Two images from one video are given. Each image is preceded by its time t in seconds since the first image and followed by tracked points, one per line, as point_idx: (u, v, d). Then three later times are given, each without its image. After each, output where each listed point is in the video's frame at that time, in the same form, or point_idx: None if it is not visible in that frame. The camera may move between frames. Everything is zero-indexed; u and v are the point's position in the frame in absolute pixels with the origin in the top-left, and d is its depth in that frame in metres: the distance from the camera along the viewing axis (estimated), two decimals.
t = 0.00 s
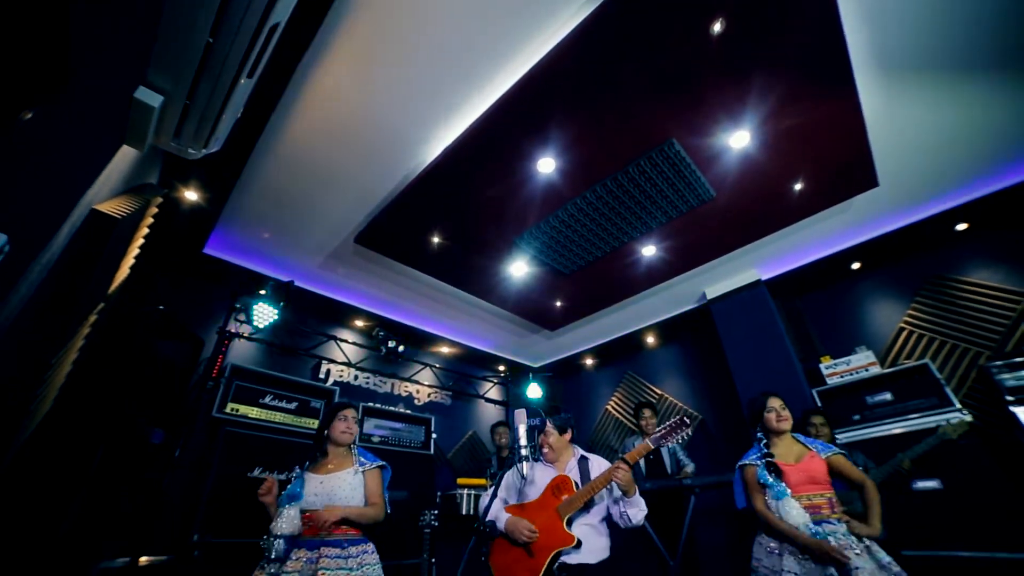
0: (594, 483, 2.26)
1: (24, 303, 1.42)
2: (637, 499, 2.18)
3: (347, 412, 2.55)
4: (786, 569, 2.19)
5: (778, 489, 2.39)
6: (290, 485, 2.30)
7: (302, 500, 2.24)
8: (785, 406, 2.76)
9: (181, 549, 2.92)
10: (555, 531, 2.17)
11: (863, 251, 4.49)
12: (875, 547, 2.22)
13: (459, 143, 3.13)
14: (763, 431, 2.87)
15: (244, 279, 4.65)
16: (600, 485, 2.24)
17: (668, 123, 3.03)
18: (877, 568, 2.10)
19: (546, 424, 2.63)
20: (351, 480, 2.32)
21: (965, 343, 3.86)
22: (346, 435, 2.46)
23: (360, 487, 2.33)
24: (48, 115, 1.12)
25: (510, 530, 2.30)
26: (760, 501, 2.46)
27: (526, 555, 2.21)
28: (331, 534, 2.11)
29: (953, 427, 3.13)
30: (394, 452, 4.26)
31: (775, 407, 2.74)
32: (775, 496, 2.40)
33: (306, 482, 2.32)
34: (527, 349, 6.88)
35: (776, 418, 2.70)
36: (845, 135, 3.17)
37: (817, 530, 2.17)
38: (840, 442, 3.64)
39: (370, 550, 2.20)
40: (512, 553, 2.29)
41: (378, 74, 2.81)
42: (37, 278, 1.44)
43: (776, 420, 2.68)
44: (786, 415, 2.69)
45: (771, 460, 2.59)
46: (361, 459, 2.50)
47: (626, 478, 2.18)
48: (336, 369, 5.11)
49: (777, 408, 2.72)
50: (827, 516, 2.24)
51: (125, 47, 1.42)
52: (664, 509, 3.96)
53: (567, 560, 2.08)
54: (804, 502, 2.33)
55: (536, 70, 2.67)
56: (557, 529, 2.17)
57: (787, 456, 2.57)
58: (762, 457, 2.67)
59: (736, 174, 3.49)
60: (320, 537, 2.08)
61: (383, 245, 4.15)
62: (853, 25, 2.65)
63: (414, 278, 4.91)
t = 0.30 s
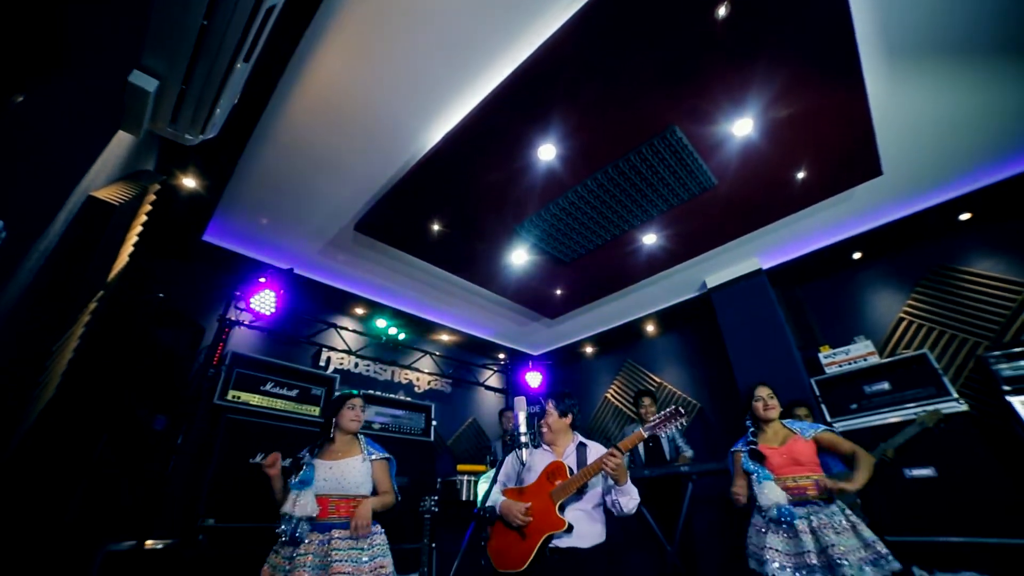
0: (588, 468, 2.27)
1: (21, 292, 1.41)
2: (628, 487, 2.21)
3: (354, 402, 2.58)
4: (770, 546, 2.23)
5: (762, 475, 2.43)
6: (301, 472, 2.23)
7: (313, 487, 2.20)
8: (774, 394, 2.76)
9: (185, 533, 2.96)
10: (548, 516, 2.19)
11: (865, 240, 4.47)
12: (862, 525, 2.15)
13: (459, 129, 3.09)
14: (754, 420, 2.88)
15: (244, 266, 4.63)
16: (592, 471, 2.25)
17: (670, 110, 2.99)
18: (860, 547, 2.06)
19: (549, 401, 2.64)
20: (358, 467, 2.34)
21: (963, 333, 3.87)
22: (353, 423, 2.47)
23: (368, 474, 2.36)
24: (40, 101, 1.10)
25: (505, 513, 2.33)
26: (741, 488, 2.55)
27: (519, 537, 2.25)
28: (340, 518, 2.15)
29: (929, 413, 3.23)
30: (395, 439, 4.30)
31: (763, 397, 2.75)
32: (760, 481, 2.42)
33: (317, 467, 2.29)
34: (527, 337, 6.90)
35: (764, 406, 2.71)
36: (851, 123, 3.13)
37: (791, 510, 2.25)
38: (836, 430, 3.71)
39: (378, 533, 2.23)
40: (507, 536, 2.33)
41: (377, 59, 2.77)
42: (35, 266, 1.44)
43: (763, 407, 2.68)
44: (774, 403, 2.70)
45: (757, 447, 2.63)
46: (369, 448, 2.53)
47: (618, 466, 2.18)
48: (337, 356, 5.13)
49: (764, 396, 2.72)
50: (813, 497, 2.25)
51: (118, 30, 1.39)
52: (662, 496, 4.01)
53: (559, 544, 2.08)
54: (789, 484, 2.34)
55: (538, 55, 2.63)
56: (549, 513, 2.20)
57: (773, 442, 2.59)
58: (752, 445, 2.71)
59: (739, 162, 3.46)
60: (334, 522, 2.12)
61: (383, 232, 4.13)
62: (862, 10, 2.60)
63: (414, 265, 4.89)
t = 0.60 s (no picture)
0: (591, 452, 2.28)
1: (18, 283, 1.39)
2: (633, 469, 2.19)
3: (355, 393, 2.58)
4: (760, 539, 2.26)
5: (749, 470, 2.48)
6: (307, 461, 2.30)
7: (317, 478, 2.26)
8: (763, 388, 2.74)
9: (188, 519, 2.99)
10: (555, 502, 2.22)
11: (867, 230, 4.45)
12: (851, 516, 2.18)
13: (459, 116, 3.05)
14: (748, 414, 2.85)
15: (243, 255, 4.61)
16: (594, 456, 2.26)
17: (673, 98, 2.95)
18: (848, 536, 2.08)
19: (556, 382, 2.66)
20: (360, 459, 2.32)
21: (963, 324, 3.88)
22: (354, 412, 2.49)
23: (372, 467, 2.33)
24: (27, 87, 1.07)
25: (511, 502, 2.34)
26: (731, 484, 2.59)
27: (527, 526, 2.25)
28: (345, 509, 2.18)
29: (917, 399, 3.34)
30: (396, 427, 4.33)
31: (751, 391, 2.73)
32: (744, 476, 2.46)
33: (321, 459, 2.33)
34: (527, 325, 6.92)
35: (752, 401, 2.69)
36: (856, 111, 3.09)
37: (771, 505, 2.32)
38: (835, 420, 3.75)
39: (384, 523, 2.22)
40: (514, 525, 2.33)
41: (377, 45, 2.71)
42: (32, 256, 1.42)
43: (753, 403, 2.66)
44: (764, 399, 2.66)
45: (747, 442, 2.63)
46: (376, 438, 2.50)
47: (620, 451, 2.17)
48: (337, 345, 5.14)
49: (754, 391, 2.69)
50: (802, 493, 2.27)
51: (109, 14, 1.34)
52: (660, 483, 4.06)
53: (566, 529, 2.11)
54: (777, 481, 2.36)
55: (539, 41, 2.57)
56: (555, 500, 2.23)
57: (764, 438, 2.58)
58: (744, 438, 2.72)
59: (742, 151, 3.43)
60: (336, 514, 2.15)
61: (383, 221, 4.11)
62: None
63: (414, 254, 4.88)
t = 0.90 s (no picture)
0: (597, 440, 2.31)
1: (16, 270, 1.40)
2: (638, 455, 2.24)
3: (355, 381, 2.57)
4: (756, 526, 2.30)
5: (746, 454, 2.53)
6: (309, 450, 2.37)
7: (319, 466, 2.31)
8: (768, 375, 2.66)
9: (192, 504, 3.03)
10: (561, 490, 2.24)
11: (869, 221, 4.43)
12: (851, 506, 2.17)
13: (459, 103, 3.01)
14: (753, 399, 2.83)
15: (243, 243, 4.60)
16: (601, 444, 2.29)
17: (676, 86, 2.91)
18: (846, 524, 2.08)
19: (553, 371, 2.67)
20: (360, 448, 2.32)
21: (962, 314, 3.88)
22: (352, 401, 2.48)
23: (372, 454, 2.33)
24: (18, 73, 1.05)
25: (519, 491, 2.35)
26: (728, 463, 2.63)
27: (534, 514, 2.28)
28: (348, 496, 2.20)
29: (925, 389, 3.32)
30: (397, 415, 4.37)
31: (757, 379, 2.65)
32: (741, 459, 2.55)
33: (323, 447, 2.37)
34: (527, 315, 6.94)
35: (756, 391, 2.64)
36: (861, 100, 3.05)
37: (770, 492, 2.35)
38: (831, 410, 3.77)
39: (386, 509, 2.25)
40: (520, 513, 2.35)
41: (376, 29, 2.67)
42: (30, 245, 1.41)
43: (756, 393, 2.60)
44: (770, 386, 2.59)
45: (750, 428, 2.64)
46: (376, 426, 2.50)
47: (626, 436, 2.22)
48: (337, 334, 5.14)
49: (758, 380, 2.61)
50: (800, 480, 2.29)
51: None
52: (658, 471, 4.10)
53: (572, 517, 2.14)
54: (778, 467, 2.38)
55: (540, 26, 2.53)
56: (563, 488, 2.25)
57: (768, 425, 2.58)
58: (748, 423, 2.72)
59: (745, 139, 3.39)
60: (339, 500, 2.16)
61: (382, 209, 4.10)
62: None
63: (414, 243, 4.87)
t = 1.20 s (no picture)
0: (594, 430, 2.34)
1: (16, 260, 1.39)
2: (633, 445, 2.30)
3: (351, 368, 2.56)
4: (777, 516, 2.25)
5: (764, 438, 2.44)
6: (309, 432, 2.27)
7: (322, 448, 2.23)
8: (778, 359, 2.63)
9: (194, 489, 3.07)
10: (557, 476, 2.26)
11: (871, 211, 4.41)
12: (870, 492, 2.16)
13: (459, 89, 2.97)
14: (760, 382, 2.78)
15: (241, 231, 4.58)
16: (600, 431, 2.33)
17: (679, 73, 2.87)
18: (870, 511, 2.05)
19: (548, 360, 2.73)
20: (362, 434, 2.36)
21: (962, 304, 3.89)
22: (348, 386, 2.46)
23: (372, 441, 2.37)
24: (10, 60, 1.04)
25: (514, 475, 2.36)
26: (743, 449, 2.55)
27: (528, 498, 2.29)
28: (351, 482, 2.22)
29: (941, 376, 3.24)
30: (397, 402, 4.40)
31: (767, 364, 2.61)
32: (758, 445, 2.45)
33: (325, 430, 2.30)
34: (527, 303, 6.95)
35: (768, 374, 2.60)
36: (866, 88, 3.01)
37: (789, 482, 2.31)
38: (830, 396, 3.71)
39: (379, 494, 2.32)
40: (514, 496, 2.37)
41: (375, 12, 2.61)
42: (26, 237, 1.39)
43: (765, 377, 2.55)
44: (780, 369, 2.55)
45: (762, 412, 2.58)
46: (373, 414, 2.54)
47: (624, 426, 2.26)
48: (337, 322, 5.15)
49: (770, 364, 2.58)
50: (819, 468, 2.24)
51: None
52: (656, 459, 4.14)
53: (567, 503, 2.18)
54: (795, 454, 2.33)
55: (542, 10, 2.48)
56: (558, 474, 2.27)
57: (781, 409, 2.53)
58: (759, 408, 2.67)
59: (748, 127, 3.35)
60: (345, 484, 2.18)
61: (382, 197, 4.07)
62: None
63: (414, 231, 4.86)
